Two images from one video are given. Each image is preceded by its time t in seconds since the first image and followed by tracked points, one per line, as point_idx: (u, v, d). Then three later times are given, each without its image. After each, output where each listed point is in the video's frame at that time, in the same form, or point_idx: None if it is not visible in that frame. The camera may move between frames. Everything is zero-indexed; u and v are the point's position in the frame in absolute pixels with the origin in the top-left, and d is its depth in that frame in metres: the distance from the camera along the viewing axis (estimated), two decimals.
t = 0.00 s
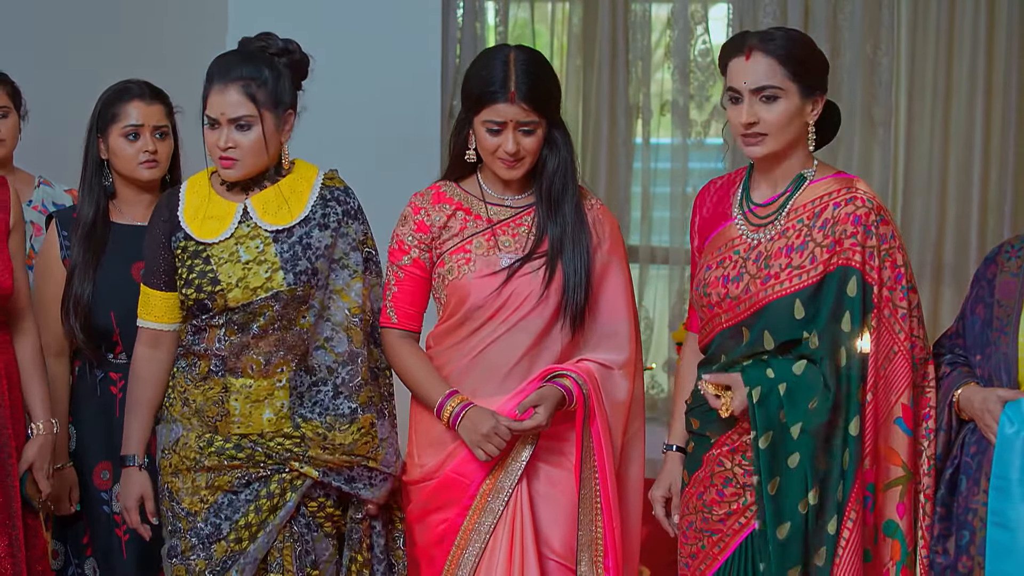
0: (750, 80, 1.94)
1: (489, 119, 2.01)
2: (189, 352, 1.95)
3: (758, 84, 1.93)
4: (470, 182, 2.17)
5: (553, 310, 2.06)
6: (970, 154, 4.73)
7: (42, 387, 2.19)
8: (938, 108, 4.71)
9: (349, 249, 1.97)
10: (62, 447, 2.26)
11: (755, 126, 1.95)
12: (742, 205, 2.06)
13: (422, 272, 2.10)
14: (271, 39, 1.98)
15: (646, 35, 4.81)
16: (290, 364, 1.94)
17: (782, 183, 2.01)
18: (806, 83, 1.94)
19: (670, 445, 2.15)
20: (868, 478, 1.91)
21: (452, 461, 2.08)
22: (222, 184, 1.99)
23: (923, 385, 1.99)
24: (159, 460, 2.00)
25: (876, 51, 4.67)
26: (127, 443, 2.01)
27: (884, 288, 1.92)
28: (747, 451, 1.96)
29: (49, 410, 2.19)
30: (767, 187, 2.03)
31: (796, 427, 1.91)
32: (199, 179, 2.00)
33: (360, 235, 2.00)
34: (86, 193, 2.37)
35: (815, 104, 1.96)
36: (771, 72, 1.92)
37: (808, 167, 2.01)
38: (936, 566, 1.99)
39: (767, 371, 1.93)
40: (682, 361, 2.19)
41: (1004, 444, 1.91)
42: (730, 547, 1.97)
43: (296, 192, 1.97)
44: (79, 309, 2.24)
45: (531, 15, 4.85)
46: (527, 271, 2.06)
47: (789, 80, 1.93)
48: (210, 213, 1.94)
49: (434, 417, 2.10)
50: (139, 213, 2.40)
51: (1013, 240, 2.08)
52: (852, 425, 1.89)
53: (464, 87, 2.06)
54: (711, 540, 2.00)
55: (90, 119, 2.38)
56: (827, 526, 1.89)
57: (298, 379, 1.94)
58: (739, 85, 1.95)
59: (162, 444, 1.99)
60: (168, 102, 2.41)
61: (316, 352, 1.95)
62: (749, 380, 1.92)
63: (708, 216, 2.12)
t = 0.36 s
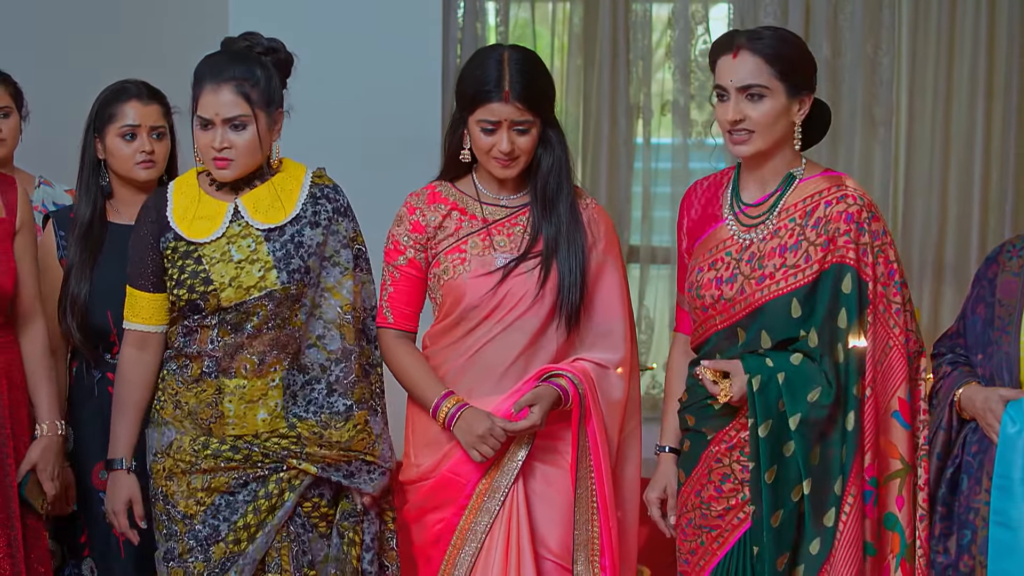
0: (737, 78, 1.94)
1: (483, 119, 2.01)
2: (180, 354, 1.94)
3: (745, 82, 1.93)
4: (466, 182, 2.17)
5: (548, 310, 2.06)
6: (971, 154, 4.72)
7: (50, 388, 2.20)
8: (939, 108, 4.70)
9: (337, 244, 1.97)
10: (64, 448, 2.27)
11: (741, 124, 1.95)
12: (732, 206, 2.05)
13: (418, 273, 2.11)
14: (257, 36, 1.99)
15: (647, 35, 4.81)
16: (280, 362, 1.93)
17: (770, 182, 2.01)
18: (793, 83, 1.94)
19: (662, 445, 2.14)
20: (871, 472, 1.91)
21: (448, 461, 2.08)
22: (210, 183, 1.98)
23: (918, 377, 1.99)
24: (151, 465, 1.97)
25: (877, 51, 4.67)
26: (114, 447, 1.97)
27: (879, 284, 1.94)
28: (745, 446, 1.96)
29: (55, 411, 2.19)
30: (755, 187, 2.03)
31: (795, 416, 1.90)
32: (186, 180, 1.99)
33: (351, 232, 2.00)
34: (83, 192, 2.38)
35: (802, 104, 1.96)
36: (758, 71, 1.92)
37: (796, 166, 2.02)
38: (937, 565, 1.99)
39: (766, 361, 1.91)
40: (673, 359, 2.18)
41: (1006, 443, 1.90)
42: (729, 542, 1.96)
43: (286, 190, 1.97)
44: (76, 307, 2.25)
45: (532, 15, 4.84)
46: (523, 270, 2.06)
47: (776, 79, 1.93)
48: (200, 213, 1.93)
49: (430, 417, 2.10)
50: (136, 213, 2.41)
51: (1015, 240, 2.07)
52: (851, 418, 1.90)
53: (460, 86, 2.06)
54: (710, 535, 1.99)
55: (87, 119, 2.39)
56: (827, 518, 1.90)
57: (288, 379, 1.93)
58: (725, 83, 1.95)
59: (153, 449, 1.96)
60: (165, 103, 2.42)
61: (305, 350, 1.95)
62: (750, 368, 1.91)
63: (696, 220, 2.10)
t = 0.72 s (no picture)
0: (734, 76, 1.94)
1: (485, 118, 2.02)
2: (175, 355, 1.94)
3: (743, 81, 1.93)
4: (466, 182, 2.18)
5: (550, 310, 2.07)
6: (972, 154, 4.73)
7: (51, 389, 2.20)
8: (940, 107, 4.71)
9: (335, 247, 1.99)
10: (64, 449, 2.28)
11: (739, 122, 1.95)
12: (728, 206, 2.06)
13: (420, 273, 2.12)
14: (253, 35, 2.00)
15: (648, 36, 4.81)
16: (275, 362, 1.93)
17: (767, 182, 2.02)
18: (790, 81, 1.94)
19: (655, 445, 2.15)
20: (866, 468, 1.92)
21: (450, 461, 2.09)
22: (208, 186, 1.99)
23: (914, 372, 1.99)
24: (146, 468, 1.96)
25: (878, 51, 4.68)
26: (110, 450, 1.96)
27: (876, 282, 1.94)
28: (744, 445, 1.96)
29: (58, 412, 2.20)
30: (752, 188, 2.03)
31: (795, 414, 1.91)
32: (182, 181, 1.99)
33: (347, 233, 2.02)
34: (83, 192, 2.39)
35: (798, 103, 1.97)
36: (756, 70, 1.93)
37: (792, 166, 2.03)
38: (937, 565, 2.00)
39: (766, 358, 1.91)
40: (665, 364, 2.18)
41: (1006, 443, 1.91)
42: (728, 540, 1.96)
43: (283, 190, 1.98)
44: (77, 306, 2.28)
45: (534, 15, 4.84)
46: (524, 270, 2.06)
47: (773, 77, 1.93)
48: (198, 214, 1.93)
49: (432, 418, 2.11)
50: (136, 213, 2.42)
51: (1017, 240, 2.08)
52: (847, 415, 1.91)
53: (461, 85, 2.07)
54: (708, 532, 1.99)
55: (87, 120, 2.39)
56: (823, 514, 1.91)
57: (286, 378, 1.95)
58: (724, 81, 1.96)
59: (148, 452, 1.96)
60: (166, 103, 2.43)
61: (302, 352, 1.97)
62: (750, 365, 1.91)
63: (692, 220, 2.11)
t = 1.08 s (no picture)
0: (732, 77, 1.94)
1: (489, 118, 2.02)
2: (174, 355, 1.93)
3: (740, 82, 1.93)
4: (471, 182, 2.17)
5: (555, 310, 2.06)
6: (974, 153, 4.72)
7: (49, 391, 2.20)
8: (943, 107, 4.70)
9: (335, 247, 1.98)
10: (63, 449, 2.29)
11: (737, 122, 1.95)
12: (730, 207, 2.05)
13: (425, 273, 2.11)
14: (252, 35, 2.00)
15: (650, 35, 4.81)
16: (275, 364, 1.93)
17: (768, 184, 2.01)
18: (789, 82, 1.94)
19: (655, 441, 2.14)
20: (870, 468, 1.93)
21: (455, 460, 2.08)
22: (209, 188, 1.98)
23: (915, 372, 2.00)
24: (144, 470, 1.96)
25: (881, 52, 4.67)
26: (109, 452, 1.96)
27: (881, 283, 1.96)
28: (745, 444, 1.95)
29: (56, 413, 2.20)
30: (754, 188, 2.03)
31: (802, 415, 1.90)
32: (183, 182, 1.99)
33: (347, 234, 2.01)
34: (84, 193, 2.39)
35: (798, 104, 1.96)
36: (755, 71, 1.93)
37: (794, 167, 2.02)
38: (937, 564, 2.00)
39: (772, 360, 1.91)
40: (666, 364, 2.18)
41: (1005, 442, 1.90)
42: (729, 540, 1.95)
43: (283, 190, 1.98)
44: (79, 307, 2.27)
45: (535, 15, 4.83)
46: (529, 269, 2.06)
47: (772, 78, 1.93)
48: (197, 215, 1.93)
49: (437, 418, 2.11)
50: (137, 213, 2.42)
51: (1017, 240, 2.07)
52: (852, 416, 1.92)
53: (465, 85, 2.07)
54: (711, 532, 1.99)
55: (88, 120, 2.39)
56: (828, 515, 1.91)
57: (285, 378, 1.95)
58: (721, 82, 1.96)
59: (147, 454, 1.96)
60: (167, 104, 2.43)
61: (301, 354, 1.96)
62: (756, 367, 1.90)
63: (693, 221, 2.10)
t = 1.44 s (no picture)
0: (719, 82, 1.97)
1: (497, 118, 2.02)
2: (178, 355, 1.93)
3: (724, 87, 1.96)
4: (477, 182, 2.18)
5: (561, 310, 2.07)
6: (974, 153, 4.73)
7: (41, 394, 2.18)
8: (943, 106, 4.71)
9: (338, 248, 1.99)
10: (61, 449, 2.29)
11: (722, 126, 1.98)
12: (734, 207, 2.06)
13: (431, 273, 2.12)
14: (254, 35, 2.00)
15: (651, 35, 4.81)
16: (279, 364, 1.93)
17: (768, 186, 2.01)
18: (773, 87, 1.93)
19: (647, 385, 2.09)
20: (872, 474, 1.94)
21: (461, 460, 2.09)
22: (211, 188, 1.98)
23: (915, 377, 2.02)
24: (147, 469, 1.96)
25: (881, 51, 4.68)
26: (113, 453, 1.96)
27: (881, 287, 1.96)
28: (745, 445, 1.97)
29: (49, 414, 2.20)
30: (755, 190, 2.03)
31: (801, 421, 1.90)
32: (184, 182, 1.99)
33: (351, 234, 2.02)
34: (84, 193, 2.39)
35: (787, 108, 1.95)
36: (738, 76, 1.94)
37: (797, 169, 2.02)
38: (932, 564, 1.99)
39: (771, 365, 1.92)
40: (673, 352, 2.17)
41: (999, 441, 1.90)
42: (728, 539, 1.97)
43: (287, 191, 1.98)
44: (78, 306, 2.28)
45: (535, 15, 4.84)
46: (536, 269, 2.06)
47: (755, 83, 1.93)
48: (200, 217, 1.93)
49: (444, 417, 2.11)
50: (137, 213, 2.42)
51: (1010, 240, 2.07)
52: (856, 422, 1.92)
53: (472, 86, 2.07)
54: (710, 531, 2.01)
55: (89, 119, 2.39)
56: (833, 518, 1.92)
57: (286, 379, 1.94)
58: (711, 87, 1.99)
59: (149, 452, 1.96)
60: (168, 104, 2.43)
61: (305, 355, 1.97)
62: (754, 373, 1.90)
63: (699, 218, 2.12)
